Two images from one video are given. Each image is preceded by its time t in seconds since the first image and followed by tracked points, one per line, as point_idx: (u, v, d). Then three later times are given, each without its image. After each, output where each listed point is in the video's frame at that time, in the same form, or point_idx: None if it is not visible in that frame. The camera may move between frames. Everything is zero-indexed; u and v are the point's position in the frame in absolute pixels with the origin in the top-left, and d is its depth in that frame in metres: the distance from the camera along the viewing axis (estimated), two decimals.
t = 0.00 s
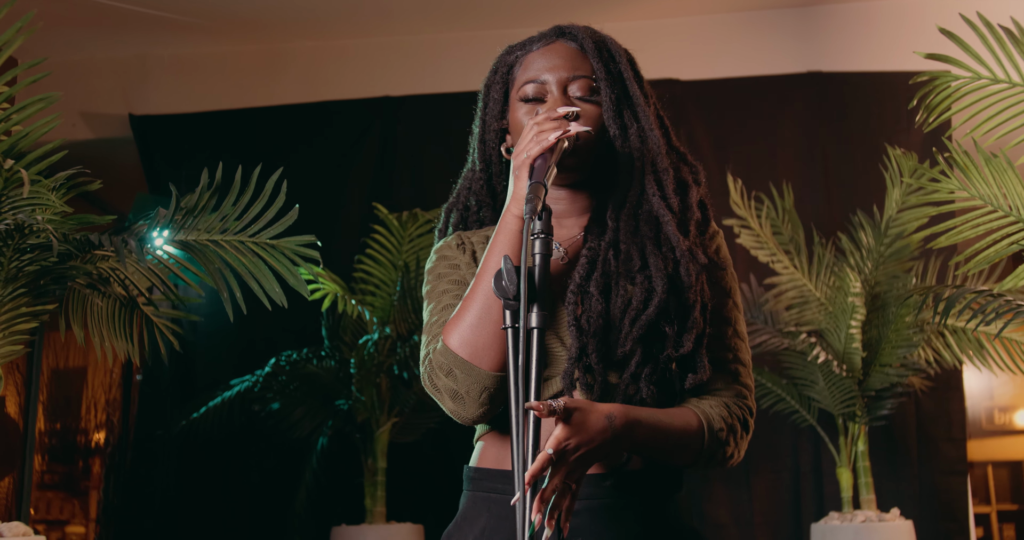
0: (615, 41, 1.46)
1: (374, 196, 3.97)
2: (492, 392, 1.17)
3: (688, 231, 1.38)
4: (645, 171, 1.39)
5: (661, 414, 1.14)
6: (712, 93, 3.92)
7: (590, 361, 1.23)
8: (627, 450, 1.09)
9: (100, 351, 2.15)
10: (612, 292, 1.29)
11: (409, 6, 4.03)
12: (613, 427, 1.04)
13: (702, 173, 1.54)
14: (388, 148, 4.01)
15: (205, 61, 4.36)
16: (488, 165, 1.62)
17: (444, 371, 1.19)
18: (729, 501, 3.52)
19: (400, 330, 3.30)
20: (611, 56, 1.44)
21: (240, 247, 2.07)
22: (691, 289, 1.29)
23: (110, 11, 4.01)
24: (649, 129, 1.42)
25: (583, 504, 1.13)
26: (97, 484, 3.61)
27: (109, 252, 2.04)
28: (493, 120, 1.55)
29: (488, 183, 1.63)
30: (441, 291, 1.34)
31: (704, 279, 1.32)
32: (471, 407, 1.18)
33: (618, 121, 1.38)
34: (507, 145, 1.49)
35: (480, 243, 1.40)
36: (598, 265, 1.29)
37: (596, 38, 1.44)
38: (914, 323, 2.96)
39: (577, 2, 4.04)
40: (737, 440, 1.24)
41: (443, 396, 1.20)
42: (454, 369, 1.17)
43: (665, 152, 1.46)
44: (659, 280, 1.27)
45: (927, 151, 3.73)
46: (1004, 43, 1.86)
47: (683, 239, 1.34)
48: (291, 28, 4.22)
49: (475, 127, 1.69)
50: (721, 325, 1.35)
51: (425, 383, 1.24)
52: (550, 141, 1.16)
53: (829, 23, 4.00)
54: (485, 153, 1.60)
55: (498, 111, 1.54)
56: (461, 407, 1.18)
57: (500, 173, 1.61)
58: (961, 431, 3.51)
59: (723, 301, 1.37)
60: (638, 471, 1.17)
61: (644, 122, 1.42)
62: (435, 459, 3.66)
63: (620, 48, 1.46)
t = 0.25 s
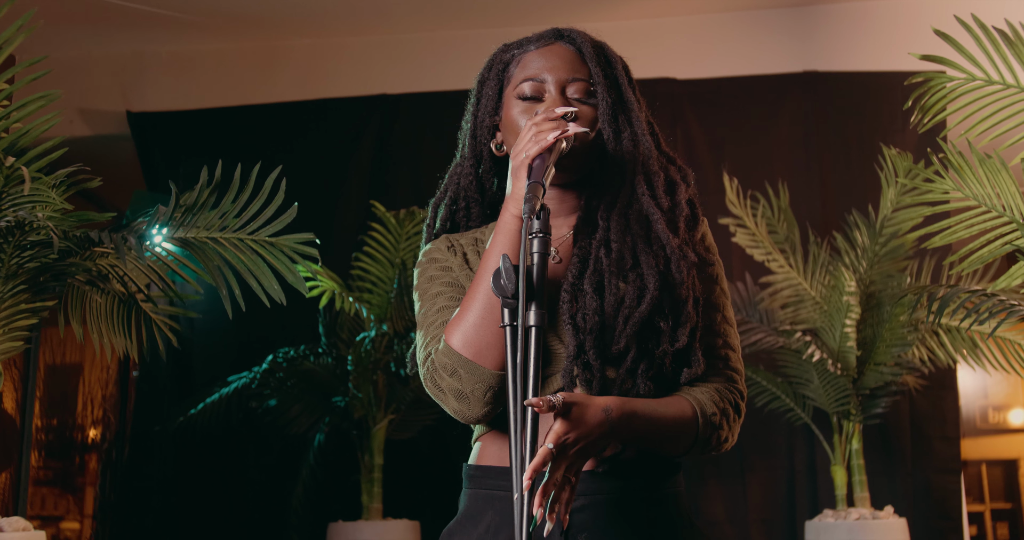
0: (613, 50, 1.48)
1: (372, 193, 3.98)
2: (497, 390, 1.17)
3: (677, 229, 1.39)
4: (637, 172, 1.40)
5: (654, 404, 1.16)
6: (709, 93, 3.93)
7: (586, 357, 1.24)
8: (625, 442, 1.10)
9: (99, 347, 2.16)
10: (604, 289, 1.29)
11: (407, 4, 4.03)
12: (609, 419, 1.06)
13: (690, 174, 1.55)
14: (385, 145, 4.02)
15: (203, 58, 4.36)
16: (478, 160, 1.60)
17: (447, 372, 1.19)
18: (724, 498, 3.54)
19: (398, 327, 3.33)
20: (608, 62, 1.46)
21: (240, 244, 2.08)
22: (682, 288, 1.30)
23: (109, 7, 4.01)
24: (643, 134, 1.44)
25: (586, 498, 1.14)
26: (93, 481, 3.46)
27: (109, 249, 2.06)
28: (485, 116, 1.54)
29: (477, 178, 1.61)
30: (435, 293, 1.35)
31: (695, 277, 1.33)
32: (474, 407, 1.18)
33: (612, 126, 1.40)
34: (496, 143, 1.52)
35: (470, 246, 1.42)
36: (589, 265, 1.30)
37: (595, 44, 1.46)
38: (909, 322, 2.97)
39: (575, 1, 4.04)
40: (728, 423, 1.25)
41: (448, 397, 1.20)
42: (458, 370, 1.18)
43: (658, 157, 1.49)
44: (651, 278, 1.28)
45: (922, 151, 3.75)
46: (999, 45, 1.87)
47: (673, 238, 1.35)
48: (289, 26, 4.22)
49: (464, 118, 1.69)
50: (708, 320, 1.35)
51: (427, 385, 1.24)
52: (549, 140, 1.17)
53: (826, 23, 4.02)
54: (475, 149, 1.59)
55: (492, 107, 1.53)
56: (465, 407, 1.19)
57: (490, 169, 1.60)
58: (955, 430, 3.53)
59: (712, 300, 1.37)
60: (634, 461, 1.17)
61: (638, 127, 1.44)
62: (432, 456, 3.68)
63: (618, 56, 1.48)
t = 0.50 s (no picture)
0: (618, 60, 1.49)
1: (373, 188, 3.99)
2: (501, 386, 1.19)
3: (675, 226, 1.41)
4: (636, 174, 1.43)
5: (654, 396, 1.17)
6: (710, 89, 3.94)
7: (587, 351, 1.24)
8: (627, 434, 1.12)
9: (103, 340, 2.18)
10: (603, 285, 1.30)
11: None
12: (613, 412, 1.08)
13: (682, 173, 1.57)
14: (386, 140, 4.03)
15: (204, 52, 4.37)
16: (476, 153, 1.60)
17: (453, 367, 1.20)
18: (723, 493, 3.55)
19: (399, 322, 3.35)
20: (611, 66, 1.48)
21: (243, 239, 2.10)
22: (680, 285, 1.32)
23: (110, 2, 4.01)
24: (642, 137, 1.48)
25: (591, 492, 1.15)
26: (93, 474, 3.55)
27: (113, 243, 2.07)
28: (485, 109, 1.55)
29: (473, 171, 1.61)
30: (433, 291, 1.35)
31: (692, 275, 1.36)
32: (480, 403, 1.19)
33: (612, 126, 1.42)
34: (495, 138, 1.54)
35: (466, 243, 1.42)
36: (588, 261, 1.32)
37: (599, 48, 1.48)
38: (908, 319, 2.98)
39: None
40: (726, 415, 1.27)
41: (453, 392, 1.21)
42: (464, 365, 1.19)
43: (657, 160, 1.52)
44: (650, 274, 1.30)
45: (922, 148, 3.76)
46: (999, 43, 1.88)
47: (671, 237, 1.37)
48: (291, 20, 4.22)
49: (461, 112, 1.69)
50: (705, 314, 1.37)
51: (430, 383, 1.24)
52: (552, 137, 1.17)
53: (827, 20, 4.02)
54: (472, 141, 1.60)
55: (493, 101, 1.53)
56: (472, 402, 1.20)
57: (486, 164, 1.59)
58: (953, 426, 3.55)
59: (710, 297, 1.38)
60: (635, 455, 1.19)
61: (638, 132, 1.48)
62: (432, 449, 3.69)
63: (621, 62, 1.51)
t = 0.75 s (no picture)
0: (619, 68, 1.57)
1: (375, 187, 4.01)
2: (506, 389, 1.20)
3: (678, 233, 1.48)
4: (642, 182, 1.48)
5: (657, 402, 1.19)
6: (711, 89, 3.95)
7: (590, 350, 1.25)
8: (627, 436, 1.14)
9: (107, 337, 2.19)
10: (610, 289, 1.31)
11: None
12: (615, 413, 1.10)
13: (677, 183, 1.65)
14: (388, 139, 4.04)
15: (207, 51, 4.38)
16: (474, 146, 1.62)
17: (459, 371, 1.21)
18: (722, 491, 3.57)
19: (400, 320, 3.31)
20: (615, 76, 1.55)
21: (247, 237, 2.11)
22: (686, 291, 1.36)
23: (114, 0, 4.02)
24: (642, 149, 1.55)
25: (598, 490, 1.15)
26: (94, 470, 3.87)
27: (117, 242, 2.09)
28: (488, 104, 1.55)
29: (471, 165, 1.62)
30: (432, 292, 1.36)
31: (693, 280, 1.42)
32: (487, 406, 1.21)
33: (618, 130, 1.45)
34: (495, 133, 1.56)
35: (461, 243, 1.44)
36: (595, 264, 1.32)
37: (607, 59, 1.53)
38: (907, 318, 2.98)
39: None
40: (725, 425, 1.30)
41: (459, 396, 1.21)
42: (471, 369, 1.20)
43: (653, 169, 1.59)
44: (665, 281, 1.32)
45: (922, 148, 3.77)
46: (998, 46, 1.90)
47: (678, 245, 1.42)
48: (293, 19, 4.23)
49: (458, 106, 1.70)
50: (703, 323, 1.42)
51: (434, 388, 1.25)
52: (555, 139, 1.19)
53: (827, 20, 4.03)
54: (471, 135, 1.61)
55: (496, 96, 1.54)
56: (478, 405, 1.21)
57: (484, 160, 1.61)
58: (952, 425, 3.56)
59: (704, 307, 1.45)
60: (634, 454, 1.19)
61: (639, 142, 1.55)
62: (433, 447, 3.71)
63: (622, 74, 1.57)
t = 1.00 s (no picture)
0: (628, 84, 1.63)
1: (376, 187, 4.02)
2: (511, 394, 1.20)
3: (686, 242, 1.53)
4: (648, 194, 1.52)
5: (661, 402, 1.22)
6: (711, 90, 3.97)
7: (594, 350, 1.28)
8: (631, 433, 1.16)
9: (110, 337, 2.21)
10: (618, 297, 1.33)
11: None
12: (623, 408, 1.12)
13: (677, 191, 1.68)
14: (390, 139, 4.06)
15: (209, 51, 4.39)
16: (479, 142, 1.65)
17: (465, 376, 1.21)
18: (722, 491, 3.58)
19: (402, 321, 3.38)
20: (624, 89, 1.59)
21: (251, 238, 2.13)
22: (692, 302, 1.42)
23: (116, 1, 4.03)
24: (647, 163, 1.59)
25: (608, 489, 1.16)
26: (94, 469, 3.92)
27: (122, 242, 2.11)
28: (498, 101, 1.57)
29: (473, 160, 1.63)
30: (432, 293, 1.36)
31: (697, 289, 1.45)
32: (492, 411, 1.21)
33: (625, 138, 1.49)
34: (501, 130, 1.57)
35: (459, 242, 1.45)
36: (602, 270, 1.34)
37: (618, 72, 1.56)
38: (906, 319, 3.00)
39: None
40: (720, 424, 1.32)
41: (465, 400, 1.22)
42: (476, 374, 1.20)
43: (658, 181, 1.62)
44: (675, 292, 1.35)
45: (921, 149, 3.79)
46: (996, 50, 1.91)
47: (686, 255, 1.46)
48: (295, 20, 4.25)
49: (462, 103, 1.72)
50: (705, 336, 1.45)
51: (439, 391, 1.25)
52: (559, 144, 1.21)
53: (827, 22, 4.05)
54: (478, 130, 1.64)
55: (506, 94, 1.55)
56: (487, 411, 1.21)
57: (487, 157, 1.63)
58: (950, 425, 3.58)
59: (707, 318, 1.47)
60: (638, 452, 1.22)
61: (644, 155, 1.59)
62: (434, 445, 3.73)
63: (630, 89, 1.62)
